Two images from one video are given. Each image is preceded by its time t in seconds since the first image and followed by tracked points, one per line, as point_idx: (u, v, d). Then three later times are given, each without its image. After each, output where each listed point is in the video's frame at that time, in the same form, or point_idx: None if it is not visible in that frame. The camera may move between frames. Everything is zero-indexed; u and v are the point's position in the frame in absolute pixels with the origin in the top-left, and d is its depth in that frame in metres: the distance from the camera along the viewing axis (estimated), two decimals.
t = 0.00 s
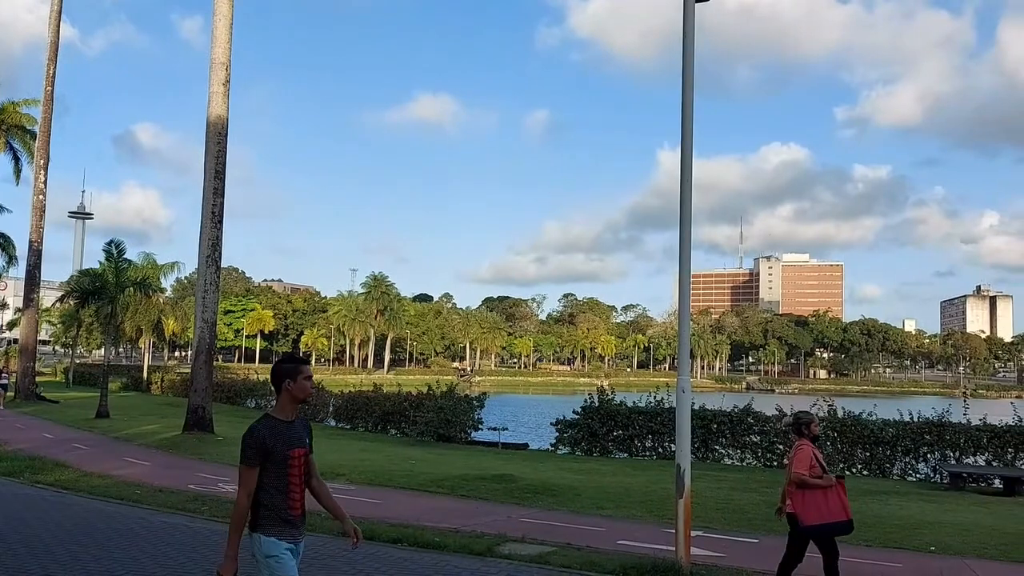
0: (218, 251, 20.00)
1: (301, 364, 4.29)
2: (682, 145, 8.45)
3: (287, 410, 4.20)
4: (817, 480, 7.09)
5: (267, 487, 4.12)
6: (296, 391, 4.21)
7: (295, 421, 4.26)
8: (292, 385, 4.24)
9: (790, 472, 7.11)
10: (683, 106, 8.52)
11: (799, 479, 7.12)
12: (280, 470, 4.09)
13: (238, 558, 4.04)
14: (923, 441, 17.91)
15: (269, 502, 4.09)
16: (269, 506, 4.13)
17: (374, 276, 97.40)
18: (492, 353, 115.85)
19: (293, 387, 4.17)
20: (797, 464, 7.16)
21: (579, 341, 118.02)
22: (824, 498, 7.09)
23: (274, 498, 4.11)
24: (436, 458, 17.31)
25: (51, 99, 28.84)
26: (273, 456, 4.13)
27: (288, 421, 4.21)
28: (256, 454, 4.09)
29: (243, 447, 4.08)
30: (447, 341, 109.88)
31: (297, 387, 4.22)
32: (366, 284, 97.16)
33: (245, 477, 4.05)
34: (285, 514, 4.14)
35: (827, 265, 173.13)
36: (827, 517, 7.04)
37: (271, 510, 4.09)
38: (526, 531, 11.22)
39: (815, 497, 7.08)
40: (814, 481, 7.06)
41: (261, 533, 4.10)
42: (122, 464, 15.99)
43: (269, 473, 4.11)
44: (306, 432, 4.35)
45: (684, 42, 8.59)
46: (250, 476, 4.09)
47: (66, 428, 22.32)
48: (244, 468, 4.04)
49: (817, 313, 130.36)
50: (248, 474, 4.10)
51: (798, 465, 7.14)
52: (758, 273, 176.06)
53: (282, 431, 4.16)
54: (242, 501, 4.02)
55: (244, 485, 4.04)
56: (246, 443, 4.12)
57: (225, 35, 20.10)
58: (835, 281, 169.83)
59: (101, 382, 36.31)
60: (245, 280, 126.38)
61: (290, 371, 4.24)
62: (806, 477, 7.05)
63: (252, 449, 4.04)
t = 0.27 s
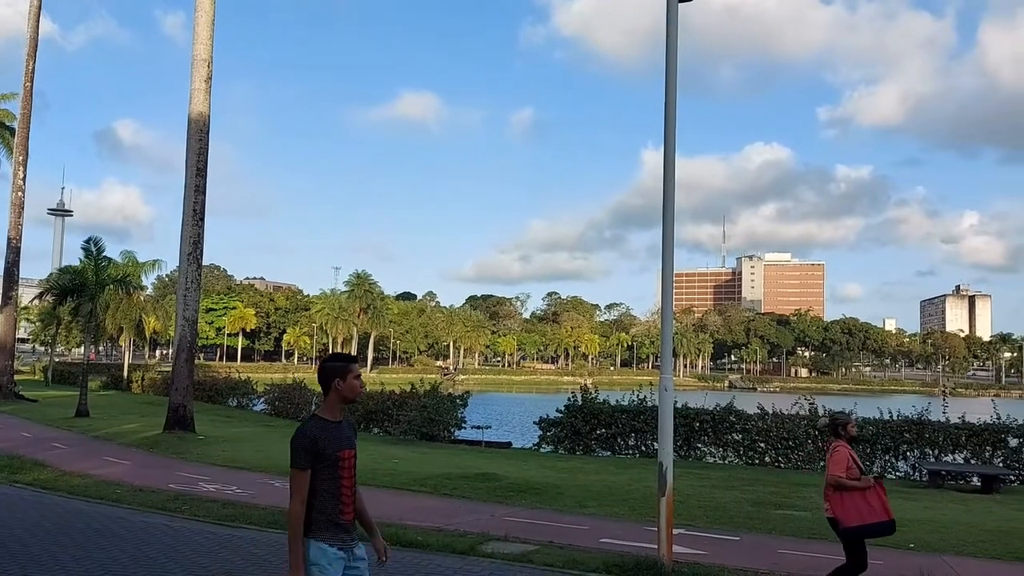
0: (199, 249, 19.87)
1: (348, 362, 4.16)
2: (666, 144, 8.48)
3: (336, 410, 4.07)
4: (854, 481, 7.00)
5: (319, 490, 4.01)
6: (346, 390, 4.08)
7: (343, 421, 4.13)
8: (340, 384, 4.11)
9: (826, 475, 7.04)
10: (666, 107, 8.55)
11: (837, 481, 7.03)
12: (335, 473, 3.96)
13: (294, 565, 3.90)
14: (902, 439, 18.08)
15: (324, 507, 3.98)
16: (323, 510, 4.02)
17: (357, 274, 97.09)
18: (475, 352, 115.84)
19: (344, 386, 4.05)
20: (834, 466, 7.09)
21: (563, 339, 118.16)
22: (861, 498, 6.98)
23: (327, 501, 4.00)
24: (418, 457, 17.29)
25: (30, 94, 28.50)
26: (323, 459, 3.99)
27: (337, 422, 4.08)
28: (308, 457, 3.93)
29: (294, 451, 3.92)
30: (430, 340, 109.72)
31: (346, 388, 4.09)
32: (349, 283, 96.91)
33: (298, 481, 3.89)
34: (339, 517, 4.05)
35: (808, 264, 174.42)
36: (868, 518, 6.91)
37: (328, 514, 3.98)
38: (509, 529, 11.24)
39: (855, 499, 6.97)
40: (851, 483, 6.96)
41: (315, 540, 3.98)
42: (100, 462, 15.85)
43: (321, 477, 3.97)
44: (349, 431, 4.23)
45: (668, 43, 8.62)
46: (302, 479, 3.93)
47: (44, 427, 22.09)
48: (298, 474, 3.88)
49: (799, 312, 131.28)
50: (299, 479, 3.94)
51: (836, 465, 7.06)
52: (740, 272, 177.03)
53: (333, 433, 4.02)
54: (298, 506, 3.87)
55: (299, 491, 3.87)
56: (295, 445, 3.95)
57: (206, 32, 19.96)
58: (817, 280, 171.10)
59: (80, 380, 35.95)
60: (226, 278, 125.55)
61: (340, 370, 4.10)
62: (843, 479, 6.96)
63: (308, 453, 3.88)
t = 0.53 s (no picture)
0: (187, 247, 19.77)
1: (400, 369, 4.05)
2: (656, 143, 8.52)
3: (391, 417, 3.94)
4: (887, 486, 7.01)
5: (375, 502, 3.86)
6: (400, 396, 3.97)
7: (395, 429, 4.01)
8: (394, 392, 3.99)
9: (861, 480, 7.08)
10: (656, 108, 8.57)
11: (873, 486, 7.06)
12: (392, 483, 3.83)
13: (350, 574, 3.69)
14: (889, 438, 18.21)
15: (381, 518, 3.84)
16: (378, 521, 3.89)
17: (346, 273, 96.75)
18: (464, 350, 115.74)
19: (402, 393, 3.94)
20: (869, 473, 7.11)
21: (553, 338, 118.23)
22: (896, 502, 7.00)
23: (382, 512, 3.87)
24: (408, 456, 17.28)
25: (17, 91, 28.28)
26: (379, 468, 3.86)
27: (391, 429, 3.95)
28: (366, 465, 3.79)
29: (351, 458, 3.77)
30: (420, 338, 109.63)
31: (400, 395, 3.99)
32: (338, 281, 96.58)
33: (356, 490, 3.74)
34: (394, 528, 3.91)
35: (797, 263, 175.11)
36: (903, 524, 6.93)
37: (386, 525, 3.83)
38: (498, 528, 11.24)
39: (889, 505, 6.99)
40: (887, 488, 6.97)
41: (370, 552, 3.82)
42: (87, 462, 15.75)
43: (377, 487, 3.84)
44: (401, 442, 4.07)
45: (657, 43, 8.64)
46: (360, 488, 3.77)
47: (30, 426, 21.92)
48: (357, 480, 3.73)
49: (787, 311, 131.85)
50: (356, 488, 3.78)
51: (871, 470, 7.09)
52: (729, 271, 177.59)
53: (390, 441, 3.89)
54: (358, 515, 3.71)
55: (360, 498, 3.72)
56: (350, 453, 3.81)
57: (195, 29, 19.86)
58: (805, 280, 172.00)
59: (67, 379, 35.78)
60: (215, 277, 124.88)
61: (394, 377, 3.99)
62: (878, 485, 6.98)
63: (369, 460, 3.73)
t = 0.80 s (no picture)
0: (169, 244, 19.62)
1: (456, 366, 4.04)
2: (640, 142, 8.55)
3: (446, 417, 3.91)
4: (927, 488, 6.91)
5: (430, 501, 3.87)
6: (456, 394, 3.95)
7: (450, 427, 4.00)
8: (449, 390, 3.97)
9: (900, 480, 6.95)
10: (639, 107, 8.59)
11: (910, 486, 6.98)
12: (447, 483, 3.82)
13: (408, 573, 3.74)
14: (870, 436, 18.31)
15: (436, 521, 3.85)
16: (434, 522, 3.90)
17: (330, 271, 96.53)
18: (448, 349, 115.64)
19: (457, 393, 3.91)
20: (908, 472, 7.03)
21: (537, 337, 118.24)
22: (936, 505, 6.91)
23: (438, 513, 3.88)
24: (391, 454, 17.25)
25: None
26: (434, 468, 3.85)
27: (447, 429, 3.92)
28: (422, 465, 3.78)
29: (407, 459, 3.76)
30: (403, 336, 109.39)
31: (455, 393, 3.95)
32: (321, 279, 96.26)
33: (412, 491, 3.73)
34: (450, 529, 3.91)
35: (780, 262, 176.15)
36: (942, 525, 6.86)
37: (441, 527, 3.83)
38: (481, 526, 11.23)
39: (928, 506, 6.91)
40: (926, 489, 6.87)
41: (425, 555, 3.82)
42: (68, 460, 15.61)
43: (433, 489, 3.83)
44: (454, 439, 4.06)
45: (640, 41, 8.67)
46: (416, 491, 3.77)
47: (9, 424, 21.67)
48: (412, 482, 3.73)
49: (770, 310, 132.60)
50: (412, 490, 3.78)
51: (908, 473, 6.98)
52: (712, 270, 178.33)
53: (444, 440, 3.87)
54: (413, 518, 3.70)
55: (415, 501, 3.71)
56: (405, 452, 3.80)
57: (177, 25, 19.70)
58: (788, 279, 173.07)
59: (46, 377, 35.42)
60: (197, 274, 124.05)
61: (450, 375, 3.97)
62: (917, 486, 6.88)
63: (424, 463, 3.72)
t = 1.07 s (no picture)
0: (145, 242, 19.43)
1: (510, 374, 3.82)
2: (619, 143, 8.58)
3: (496, 425, 3.74)
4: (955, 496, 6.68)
5: (480, 514, 3.71)
6: (508, 404, 3.74)
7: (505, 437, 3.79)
8: (504, 399, 3.76)
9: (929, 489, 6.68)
10: (620, 107, 8.62)
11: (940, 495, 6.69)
12: (497, 496, 3.65)
13: None
14: (845, 435, 18.57)
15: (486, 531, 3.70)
16: (488, 534, 3.73)
17: (308, 270, 96.11)
18: (428, 348, 115.53)
19: (506, 403, 3.70)
20: (938, 480, 6.73)
21: (516, 336, 118.32)
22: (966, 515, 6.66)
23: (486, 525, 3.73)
24: (370, 454, 17.19)
25: None
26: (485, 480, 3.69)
27: (497, 440, 3.74)
28: (469, 478, 3.64)
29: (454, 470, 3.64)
30: (382, 335, 109.10)
31: (508, 400, 3.76)
32: (300, 278, 95.85)
33: (458, 504, 3.60)
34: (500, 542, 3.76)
35: (757, 263, 177.58)
36: (971, 536, 6.60)
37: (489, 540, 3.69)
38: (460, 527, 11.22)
39: (958, 516, 6.62)
40: (957, 497, 6.62)
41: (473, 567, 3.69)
42: (41, 460, 15.41)
43: (483, 501, 3.68)
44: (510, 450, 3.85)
45: (620, 42, 8.70)
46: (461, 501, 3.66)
47: None
48: (458, 495, 3.59)
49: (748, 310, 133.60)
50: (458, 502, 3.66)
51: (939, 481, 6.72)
52: (691, 270, 179.35)
53: (495, 451, 3.69)
54: (456, 531, 3.59)
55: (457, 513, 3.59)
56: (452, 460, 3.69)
57: (154, 21, 19.51)
58: (765, 279, 174.49)
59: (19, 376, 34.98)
60: (173, 272, 123.04)
61: (502, 384, 3.76)
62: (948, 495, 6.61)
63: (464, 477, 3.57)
